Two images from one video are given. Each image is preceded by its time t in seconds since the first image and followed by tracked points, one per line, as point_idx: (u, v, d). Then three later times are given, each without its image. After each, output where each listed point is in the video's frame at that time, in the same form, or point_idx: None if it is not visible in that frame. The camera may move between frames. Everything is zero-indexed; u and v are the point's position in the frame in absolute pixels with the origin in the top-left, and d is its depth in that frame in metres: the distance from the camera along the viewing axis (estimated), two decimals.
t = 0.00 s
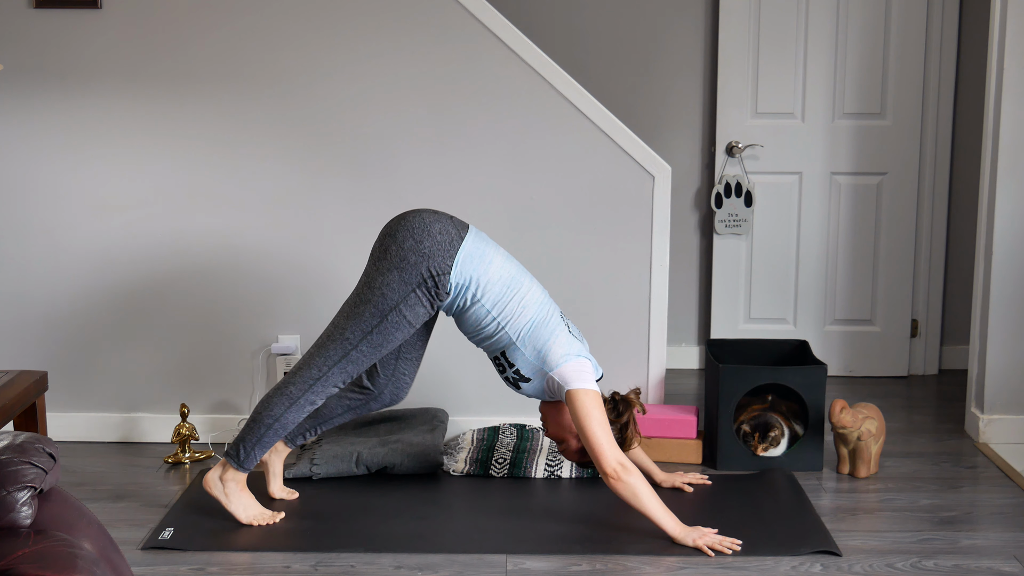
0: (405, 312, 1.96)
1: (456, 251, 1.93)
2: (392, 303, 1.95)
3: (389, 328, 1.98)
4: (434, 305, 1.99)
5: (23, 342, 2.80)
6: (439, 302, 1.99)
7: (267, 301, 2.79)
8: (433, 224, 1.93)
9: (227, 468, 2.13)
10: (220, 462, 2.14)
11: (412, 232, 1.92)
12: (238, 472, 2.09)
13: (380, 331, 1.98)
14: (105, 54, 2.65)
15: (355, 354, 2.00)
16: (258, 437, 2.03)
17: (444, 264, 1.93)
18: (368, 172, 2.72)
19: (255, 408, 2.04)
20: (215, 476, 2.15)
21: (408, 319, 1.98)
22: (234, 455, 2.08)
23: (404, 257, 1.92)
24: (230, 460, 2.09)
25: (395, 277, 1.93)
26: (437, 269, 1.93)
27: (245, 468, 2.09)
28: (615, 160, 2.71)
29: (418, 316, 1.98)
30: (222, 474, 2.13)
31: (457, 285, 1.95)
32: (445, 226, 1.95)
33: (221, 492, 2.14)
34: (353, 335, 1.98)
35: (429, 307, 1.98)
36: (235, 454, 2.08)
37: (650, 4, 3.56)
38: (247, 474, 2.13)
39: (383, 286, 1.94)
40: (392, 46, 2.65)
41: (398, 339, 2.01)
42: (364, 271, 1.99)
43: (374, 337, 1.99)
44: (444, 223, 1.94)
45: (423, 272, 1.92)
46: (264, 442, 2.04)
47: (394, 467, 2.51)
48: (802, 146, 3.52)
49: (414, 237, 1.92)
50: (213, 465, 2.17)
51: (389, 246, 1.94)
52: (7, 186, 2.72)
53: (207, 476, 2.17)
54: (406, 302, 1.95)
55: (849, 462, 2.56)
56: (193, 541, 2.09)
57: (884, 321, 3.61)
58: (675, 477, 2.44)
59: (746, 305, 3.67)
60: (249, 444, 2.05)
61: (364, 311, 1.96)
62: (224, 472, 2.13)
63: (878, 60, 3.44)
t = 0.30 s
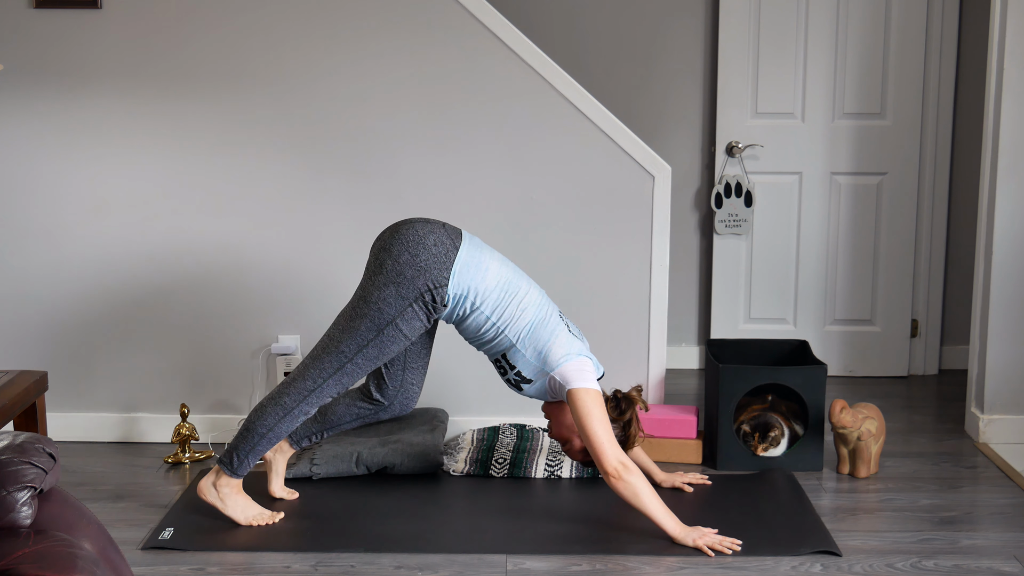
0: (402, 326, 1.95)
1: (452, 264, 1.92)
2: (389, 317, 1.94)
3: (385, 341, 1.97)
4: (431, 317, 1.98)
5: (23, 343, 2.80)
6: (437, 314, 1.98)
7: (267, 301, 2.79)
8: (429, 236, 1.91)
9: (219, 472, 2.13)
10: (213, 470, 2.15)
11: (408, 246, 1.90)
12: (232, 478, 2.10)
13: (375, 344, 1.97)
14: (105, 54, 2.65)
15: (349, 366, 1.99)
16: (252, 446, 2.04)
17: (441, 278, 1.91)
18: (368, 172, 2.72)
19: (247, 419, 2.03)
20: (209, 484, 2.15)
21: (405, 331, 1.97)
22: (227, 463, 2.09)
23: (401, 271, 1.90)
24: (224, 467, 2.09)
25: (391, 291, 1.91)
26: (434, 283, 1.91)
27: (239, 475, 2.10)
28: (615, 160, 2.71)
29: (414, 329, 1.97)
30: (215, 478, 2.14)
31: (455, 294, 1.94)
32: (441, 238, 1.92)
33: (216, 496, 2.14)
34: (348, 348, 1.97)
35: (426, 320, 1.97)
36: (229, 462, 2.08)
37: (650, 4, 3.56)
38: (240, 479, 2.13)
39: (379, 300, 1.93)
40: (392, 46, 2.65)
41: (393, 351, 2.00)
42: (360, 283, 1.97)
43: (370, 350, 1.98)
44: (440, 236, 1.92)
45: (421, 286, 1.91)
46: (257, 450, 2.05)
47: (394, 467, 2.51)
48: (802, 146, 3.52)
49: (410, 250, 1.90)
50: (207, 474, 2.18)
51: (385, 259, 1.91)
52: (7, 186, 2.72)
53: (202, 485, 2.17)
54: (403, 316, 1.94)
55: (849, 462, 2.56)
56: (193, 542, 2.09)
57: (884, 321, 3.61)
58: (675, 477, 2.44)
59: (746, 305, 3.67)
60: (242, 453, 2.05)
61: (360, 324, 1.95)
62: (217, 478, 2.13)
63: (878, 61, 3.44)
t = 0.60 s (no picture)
0: (408, 321, 1.95)
1: (456, 258, 1.91)
2: (394, 312, 1.93)
3: (393, 336, 1.97)
4: (436, 310, 1.97)
5: (23, 343, 2.80)
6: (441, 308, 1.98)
7: (267, 301, 2.79)
8: (433, 231, 1.90)
9: (227, 469, 2.11)
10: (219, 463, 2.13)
11: (412, 241, 1.89)
12: (237, 475, 2.08)
13: (384, 339, 1.96)
14: (104, 54, 2.65)
15: (360, 360, 1.98)
16: (261, 442, 2.03)
17: (445, 272, 1.91)
18: (368, 172, 2.72)
19: (258, 417, 2.02)
20: (214, 478, 2.14)
21: (411, 327, 1.97)
22: (234, 459, 2.06)
23: (405, 267, 1.89)
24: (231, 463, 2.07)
25: (396, 286, 1.90)
26: (438, 278, 1.90)
27: (244, 471, 2.07)
28: (615, 160, 2.71)
29: (420, 323, 1.97)
30: (221, 474, 2.12)
31: (458, 290, 1.93)
32: (445, 232, 1.91)
33: (219, 493, 2.14)
34: (358, 344, 1.96)
35: (432, 314, 1.97)
36: (236, 456, 2.05)
37: (650, 4, 3.56)
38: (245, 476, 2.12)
39: (385, 295, 1.92)
40: (392, 46, 2.65)
41: (402, 346, 2.00)
42: (366, 280, 1.96)
43: (379, 346, 1.97)
44: (444, 230, 1.91)
45: (424, 281, 1.90)
46: (266, 447, 2.03)
47: (394, 467, 2.51)
48: (802, 146, 3.52)
49: (413, 246, 1.89)
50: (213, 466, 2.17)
51: (389, 256, 1.91)
52: (6, 186, 2.72)
53: (207, 477, 2.16)
54: (409, 311, 1.93)
55: (849, 462, 2.56)
56: (193, 542, 2.09)
57: (884, 321, 3.61)
58: (675, 477, 2.44)
59: (746, 305, 3.67)
60: (251, 448, 2.04)
61: (367, 320, 1.94)
62: (223, 473, 2.12)
63: (878, 61, 3.44)
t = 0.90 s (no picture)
0: (418, 318, 1.93)
1: (457, 253, 1.91)
2: (403, 311, 1.92)
3: (409, 336, 1.95)
4: (444, 305, 1.95)
5: (23, 343, 2.80)
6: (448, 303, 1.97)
7: (267, 301, 2.79)
8: (434, 227, 1.90)
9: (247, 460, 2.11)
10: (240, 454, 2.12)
11: (412, 238, 1.89)
12: (257, 470, 2.09)
13: (401, 341, 1.94)
14: (104, 54, 2.65)
15: (382, 365, 1.96)
16: (287, 441, 2.03)
17: (447, 267, 1.90)
18: (368, 173, 2.72)
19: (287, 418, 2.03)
20: (230, 468, 2.13)
21: (423, 325, 1.95)
22: (255, 452, 2.07)
23: (406, 264, 1.89)
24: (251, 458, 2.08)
25: (401, 285, 1.90)
26: (440, 272, 1.89)
27: (267, 466, 2.09)
28: (615, 160, 2.71)
29: (432, 320, 1.95)
30: (241, 465, 2.11)
31: (460, 287, 1.93)
32: (446, 227, 1.91)
33: (234, 483, 2.13)
34: (378, 348, 1.95)
35: (440, 309, 1.95)
36: (258, 452, 2.06)
37: (649, 4, 3.56)
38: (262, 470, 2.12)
39: (392, 295, 1.92)
40: (392, 46, 2.65)
41: (421, 346, 1.97)
42: (373, 281, 1.97)
43: (396, 348, 1.95)
44: (445, 226, 1.91)
45: (427, 276, 1.89)
46: (292, 446, 2.04)
47: (394, 467, 2.51)
48: (802, 146, 3.52)
49: (415, 243, 1.89)
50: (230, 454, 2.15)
51: (392, 254, 1.91)
52: (7, 186, 2.72)
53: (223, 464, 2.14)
54: (416, 309, 1.92)
55: (849, 462, 2.56)
56: (193, 542, 2.09)
57: (884, 321, 3.61)
58: (675, 477, 2.44)
59: (746, 305, 3.67)
60: (275, 445, 2.04)
61: (379, 322, 1.94)
62: (242, 465, 2.11)
63: (878, 61, 3.44)
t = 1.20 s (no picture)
0: (419, 317, 1.93)
1: (449, 250, 1.92)
2: (404, 311, 1.93)
3: (418, 337, 1.95)
4: (445, 300, 1.95)
5: (23, 343, 2.80)
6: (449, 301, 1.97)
7: (267, 301, 2.79)
8: (426, 227, 1.93)
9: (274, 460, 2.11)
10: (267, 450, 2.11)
11: (404, 239, 1.92)
12: (282, 470, 2.08)
13: (409, 343, 1.95)
14: (104, 53, 2.65)
15: (400, 371, 1.97)
16: (315, 442, 2.02)
17: (440, 263, 1.91)
18: (368, 173, 2.72)
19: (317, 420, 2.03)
20: (256, 461, 2.12)
21: (428, 323, 1.94)
22: (281, 451, 2.07)
23: (400, 264, 1.91)
24: (277, 456, 2.07)
25: (398, 285, 1.92)
26: (433, 269, 1.90)
27: (291, 467, 2.07)
28: (615, 160, 2.71)
29: (435, 318, 1.95)
30: (266, 462, 2.11)
31: (456, 285, 1.94)
32: (437, 226, 1.94)
33: (252, 478, 2.13)
34: (391, 352, 1.97)
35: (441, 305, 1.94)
36: (284, 451, 2.06)
37: (649, 4, 3.56)
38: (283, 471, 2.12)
39: (392, 297, 1.93)
40: (392, 46, 2.65)
41: (432, 346, 1.97)
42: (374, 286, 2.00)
43: (407, 350, 1.95)
44: (437, 225, 1.94)
45: (420, 274, 1.90)
46: (320, 449, 2.04)
47: (394, 467, 2.51)
48: (802, 146, 3.52)
49: (408, 242, 1.91)
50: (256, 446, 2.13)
51: (386, 257, 1.94)
52: (7, 186, 2.72)
53: (248, 455, 2.13)
54: (416, 307, 1.92)
55: (849, 462, 2.56)
56: (193, 542, 2.09)
57: (884, 321, 3.61)
58: (675, 477, 2.44)
59: (746, 305, 3.67)
60: (301, 445, 2.04)
61: (386, 326, 1.96)
62: (268, 462, 2.11)
63: (878, 61, 3.44)
